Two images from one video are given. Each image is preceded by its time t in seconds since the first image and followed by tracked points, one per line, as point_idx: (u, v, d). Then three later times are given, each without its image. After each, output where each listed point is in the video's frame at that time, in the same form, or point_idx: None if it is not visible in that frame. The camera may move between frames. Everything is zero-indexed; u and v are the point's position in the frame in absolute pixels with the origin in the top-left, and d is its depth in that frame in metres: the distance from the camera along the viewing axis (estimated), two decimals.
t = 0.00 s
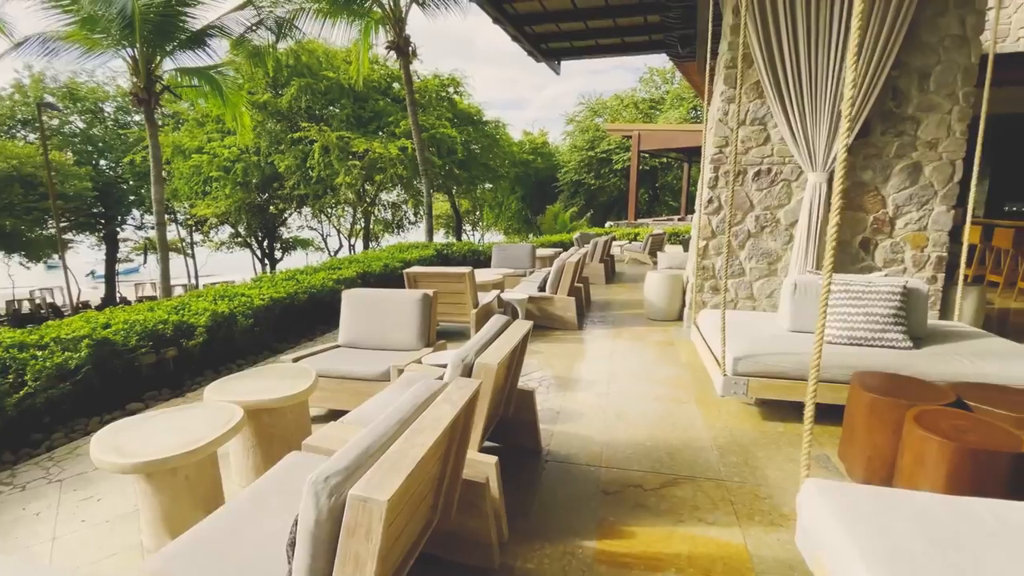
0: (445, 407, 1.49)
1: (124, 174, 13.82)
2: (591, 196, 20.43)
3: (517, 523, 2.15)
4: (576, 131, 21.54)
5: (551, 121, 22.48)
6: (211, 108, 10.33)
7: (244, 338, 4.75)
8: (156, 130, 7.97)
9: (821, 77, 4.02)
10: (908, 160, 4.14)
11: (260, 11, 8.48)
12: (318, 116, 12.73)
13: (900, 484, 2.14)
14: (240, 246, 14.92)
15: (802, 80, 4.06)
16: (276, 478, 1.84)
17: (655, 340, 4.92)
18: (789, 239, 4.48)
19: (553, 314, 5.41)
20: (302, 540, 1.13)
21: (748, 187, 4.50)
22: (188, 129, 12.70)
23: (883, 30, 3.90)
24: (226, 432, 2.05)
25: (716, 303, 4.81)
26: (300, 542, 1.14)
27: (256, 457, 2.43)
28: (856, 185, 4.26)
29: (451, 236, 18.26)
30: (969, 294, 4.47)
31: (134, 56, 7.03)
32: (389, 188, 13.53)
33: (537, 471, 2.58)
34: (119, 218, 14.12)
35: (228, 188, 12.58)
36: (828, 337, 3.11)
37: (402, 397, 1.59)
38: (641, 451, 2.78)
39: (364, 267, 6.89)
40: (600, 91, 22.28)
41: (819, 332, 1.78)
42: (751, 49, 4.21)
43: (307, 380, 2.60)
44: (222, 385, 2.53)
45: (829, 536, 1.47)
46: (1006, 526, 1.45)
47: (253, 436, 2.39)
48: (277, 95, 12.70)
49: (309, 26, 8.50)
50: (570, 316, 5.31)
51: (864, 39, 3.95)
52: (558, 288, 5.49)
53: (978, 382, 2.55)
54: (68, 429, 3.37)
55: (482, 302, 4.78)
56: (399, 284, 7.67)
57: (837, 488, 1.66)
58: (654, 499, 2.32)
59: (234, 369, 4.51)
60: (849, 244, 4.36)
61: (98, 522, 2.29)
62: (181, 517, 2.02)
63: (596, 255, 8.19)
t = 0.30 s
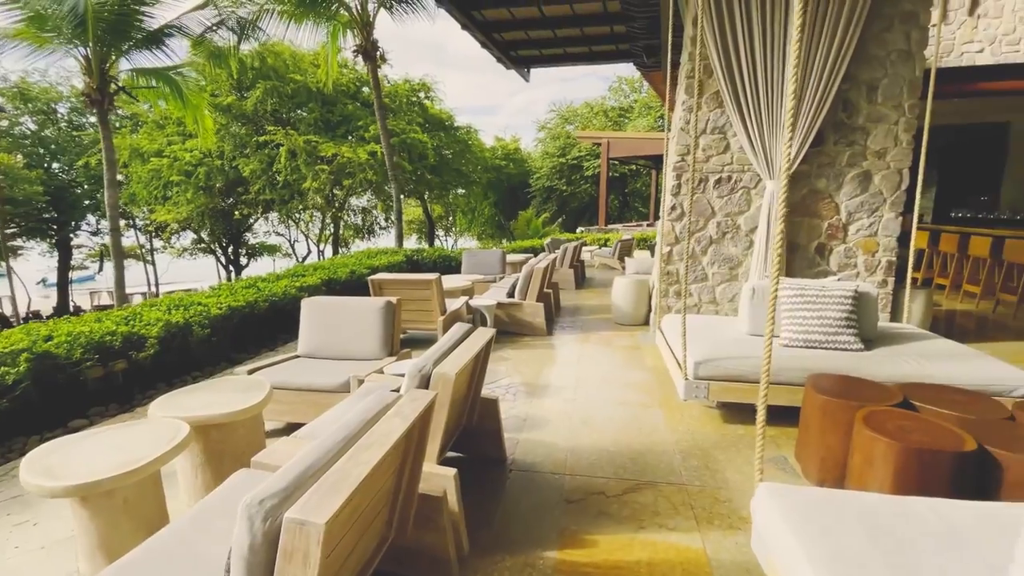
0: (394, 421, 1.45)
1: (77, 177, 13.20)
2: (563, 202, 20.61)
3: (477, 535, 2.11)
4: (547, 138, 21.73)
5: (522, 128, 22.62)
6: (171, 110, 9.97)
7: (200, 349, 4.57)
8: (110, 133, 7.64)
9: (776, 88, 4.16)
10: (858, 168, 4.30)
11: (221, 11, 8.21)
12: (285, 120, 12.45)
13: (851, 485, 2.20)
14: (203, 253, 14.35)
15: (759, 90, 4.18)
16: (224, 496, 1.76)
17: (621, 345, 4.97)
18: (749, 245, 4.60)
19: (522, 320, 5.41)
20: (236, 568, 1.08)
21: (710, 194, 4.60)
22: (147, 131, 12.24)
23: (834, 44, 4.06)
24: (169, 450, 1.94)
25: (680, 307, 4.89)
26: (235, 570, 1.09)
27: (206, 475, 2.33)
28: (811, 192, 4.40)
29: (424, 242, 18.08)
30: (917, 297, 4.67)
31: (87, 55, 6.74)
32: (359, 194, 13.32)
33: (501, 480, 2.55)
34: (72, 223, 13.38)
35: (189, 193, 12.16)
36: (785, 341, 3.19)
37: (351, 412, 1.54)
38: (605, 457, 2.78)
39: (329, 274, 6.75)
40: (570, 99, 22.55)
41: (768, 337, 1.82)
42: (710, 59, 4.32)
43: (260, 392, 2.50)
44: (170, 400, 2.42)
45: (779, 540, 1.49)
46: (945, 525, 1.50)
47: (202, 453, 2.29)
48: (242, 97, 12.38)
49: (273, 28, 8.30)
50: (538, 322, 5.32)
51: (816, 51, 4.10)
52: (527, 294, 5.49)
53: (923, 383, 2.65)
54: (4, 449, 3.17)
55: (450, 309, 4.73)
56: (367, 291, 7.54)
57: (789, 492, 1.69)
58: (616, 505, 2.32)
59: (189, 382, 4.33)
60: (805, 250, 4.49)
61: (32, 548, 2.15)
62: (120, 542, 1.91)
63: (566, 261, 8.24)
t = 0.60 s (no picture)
0: (348, 436, 1.41)
1: (31, 182, 12.60)
2: (537, 210, 20.74)
3: (441, 551, 2.07)
4: (522, 147, 21.88)
5: (497, 137, 22.74)
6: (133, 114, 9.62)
7: (156, 362, 4.38)
8: (66, 138, 7.33)
9: (738, 102, 4.29)
10: (816, 179, 4.46)
11: (185, 13, 8.08)
12: (254, 126, 12.19)
13: (810, 488, 2.24)
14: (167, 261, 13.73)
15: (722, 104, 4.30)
16: (170, 515, 1.67)
17: (592, 352, 5.01)
18: (714, 254, 4.70)
19: (493, 329, 5.39)
20: None
21: (676, 204, 4.69)
22: (106, 136, 11.79)
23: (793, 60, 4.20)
24: (111, 471, 1.84)
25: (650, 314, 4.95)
26: None
27: (155, 494, 2.22)
28: (772, 203, 4.54)
29: (398, 250, 17.86)
30: (873, 304, 4.85)
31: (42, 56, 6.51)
32: (331, 201, 13.10)
33: (468, 493, 2.51)
34: (26, 231, 12.64)
35: (151, 200, 11.73)
36: (748, 347, 3.26)
37: (302, 429, 1.49)
38: (572, 466, 2.77)
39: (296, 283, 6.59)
40: (544, 109, 22.80)
41: (723, 346, 1.84)
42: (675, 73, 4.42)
43: (215, 407, 2.40)
44: (118, 417, 2.31)
45: (736, 546, 1.51)
46: (894, 525, 1.54)
47: (149, 472, 2.18)
48: (209, 102, 12.07)
49: (241, 32, 8.14)
50: (509, 330, 5.31)
51: (775, 66, 4.24)
52: (498, 302, 5.48)
53: (878, 387, 2.74)
54: None
55: (419, 318, 4.67)
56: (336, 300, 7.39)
57: (746, 497, 1.71)
58: (583, 515, 2.31)
59: (143, 397, 4.14)
60: (767, 258, 4.62)
61: None
62: (56, 569, 1.79)
63: (538, 269, 8.28)
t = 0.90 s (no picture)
0: (300, 457, 1.37)
1: None
2: (513, 222, 20.84)
3: (404, 571, 2.02)
4: (497, 159, 22.02)
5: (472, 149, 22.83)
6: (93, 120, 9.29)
7: (111, 379, 4.20)
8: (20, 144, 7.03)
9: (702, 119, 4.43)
10: (777, 195, 4.61)
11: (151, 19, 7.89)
12: (223, 135, 11.93)
13: (771, 498, 2.28)
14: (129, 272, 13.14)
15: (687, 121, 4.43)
16: (114, 541, 1.59)
17: (563, 364, 5.03)
18: (682, 266, 4.80)
19: (465, 341, 5.36)
20: None
21: (644, 217, 4.78)
22: (66, 142, 11.37)
23: (753, 80, 4.36)
24: (52, 496, 1.75)
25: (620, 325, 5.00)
26: None
27: (103, 518, 2.12)
28: (736, 217, 4.67)
29: (372, 261, 17.64)
30: (833, 314, 5.02)
31: None
32: (303, 212, 12.88)
33: (434, 510, 2.47)
34: None
35: (112, 209, 11.31)
36: (713, 358, 3.32)
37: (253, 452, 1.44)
38: (541, 480, 2.76)
39: (263, 295, 6.43)
40: (519, 122, 23.02)
41: (682, 358, 1.87)
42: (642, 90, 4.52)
43: (169, 426, 2.31)
44: (62, 438, 2.20)
45: (695, 559, 1.52)
46: (847, 534, 1.57)
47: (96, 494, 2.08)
48: (176, 110, 11.79)
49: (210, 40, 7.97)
50: (481, 342, 5.29)
51: (736, 85, 4.39)
52: (470, 314, 5.45)
53: (835, 396, 2.83)
54: None
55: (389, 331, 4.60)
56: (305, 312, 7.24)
57: (707, 509, 1.73)
58: (550, 530, 2.30)
59: (96, 415, 3.96)
60: (732, 270, 4.74)
61: None
62: None
63: (512, 280, 8.30)
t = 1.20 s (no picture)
0: (249, 482, 1.32)
1: None
2: (488, 235, 20.85)
3: None
4: (472, 173, 22.10)
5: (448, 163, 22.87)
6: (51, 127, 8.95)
7: (60, 397, 4.00)
8: None
9: (667, 138, 4.56)
10: (740, 212, 4.76)
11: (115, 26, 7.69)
12: (190, 144, 11.64)
13: (733, 512, 2.32)
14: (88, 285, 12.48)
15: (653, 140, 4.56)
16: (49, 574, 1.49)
17: (535, 378, 5.03)
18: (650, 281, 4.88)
19: (436, 355, 5.31)
20: None
21: (613, 233, 4.86)
22: (20, 149, 10.92)
23: (716, 101, 4.52)
24: None
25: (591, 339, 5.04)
26: None
27: (42, 548, 2.00)
28: (701, 233, 4.80)
29: (345, 273, 17.36)
30: (794, 328, 5.18)
31: None
32: (273, 223, 12.62)
33: (397, 532, 2.41)
34: None
35: (69, 219, 10.85)
36: (678, 372, 3.39)
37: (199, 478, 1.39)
38: (508, 498, 2.74)
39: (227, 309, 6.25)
40: (495, 137, 23.19)
41: (641, 373, 1.89)
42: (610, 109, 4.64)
43: (118, 448, 2.21)
44: None
45: None
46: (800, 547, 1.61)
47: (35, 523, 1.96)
48: (140, 118, 11.47)
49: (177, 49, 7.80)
50: (453, 357, 5.25)
51: (699, 107, 4.54)
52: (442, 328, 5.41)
53: (794, 409, 2.91)
54: None
55: (358, 346, 4.52)
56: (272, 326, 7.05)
57: (667, 525, 1.75)
58: (516, 549, 2.28)
59: (41, 437, 3.76)
60: (698, 285, 4.85)
61: None
62: None
63: (485, 293, 8.29)
